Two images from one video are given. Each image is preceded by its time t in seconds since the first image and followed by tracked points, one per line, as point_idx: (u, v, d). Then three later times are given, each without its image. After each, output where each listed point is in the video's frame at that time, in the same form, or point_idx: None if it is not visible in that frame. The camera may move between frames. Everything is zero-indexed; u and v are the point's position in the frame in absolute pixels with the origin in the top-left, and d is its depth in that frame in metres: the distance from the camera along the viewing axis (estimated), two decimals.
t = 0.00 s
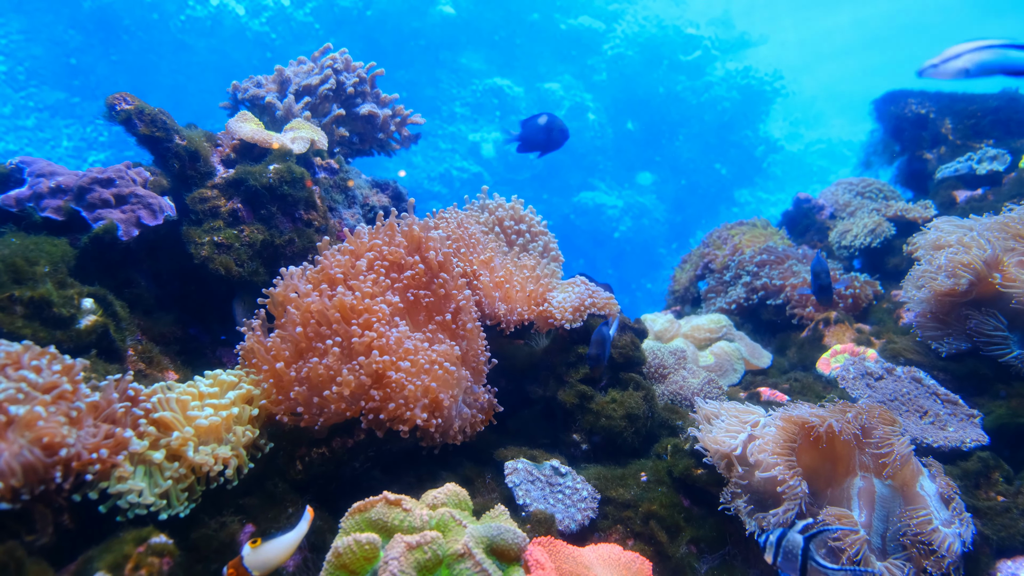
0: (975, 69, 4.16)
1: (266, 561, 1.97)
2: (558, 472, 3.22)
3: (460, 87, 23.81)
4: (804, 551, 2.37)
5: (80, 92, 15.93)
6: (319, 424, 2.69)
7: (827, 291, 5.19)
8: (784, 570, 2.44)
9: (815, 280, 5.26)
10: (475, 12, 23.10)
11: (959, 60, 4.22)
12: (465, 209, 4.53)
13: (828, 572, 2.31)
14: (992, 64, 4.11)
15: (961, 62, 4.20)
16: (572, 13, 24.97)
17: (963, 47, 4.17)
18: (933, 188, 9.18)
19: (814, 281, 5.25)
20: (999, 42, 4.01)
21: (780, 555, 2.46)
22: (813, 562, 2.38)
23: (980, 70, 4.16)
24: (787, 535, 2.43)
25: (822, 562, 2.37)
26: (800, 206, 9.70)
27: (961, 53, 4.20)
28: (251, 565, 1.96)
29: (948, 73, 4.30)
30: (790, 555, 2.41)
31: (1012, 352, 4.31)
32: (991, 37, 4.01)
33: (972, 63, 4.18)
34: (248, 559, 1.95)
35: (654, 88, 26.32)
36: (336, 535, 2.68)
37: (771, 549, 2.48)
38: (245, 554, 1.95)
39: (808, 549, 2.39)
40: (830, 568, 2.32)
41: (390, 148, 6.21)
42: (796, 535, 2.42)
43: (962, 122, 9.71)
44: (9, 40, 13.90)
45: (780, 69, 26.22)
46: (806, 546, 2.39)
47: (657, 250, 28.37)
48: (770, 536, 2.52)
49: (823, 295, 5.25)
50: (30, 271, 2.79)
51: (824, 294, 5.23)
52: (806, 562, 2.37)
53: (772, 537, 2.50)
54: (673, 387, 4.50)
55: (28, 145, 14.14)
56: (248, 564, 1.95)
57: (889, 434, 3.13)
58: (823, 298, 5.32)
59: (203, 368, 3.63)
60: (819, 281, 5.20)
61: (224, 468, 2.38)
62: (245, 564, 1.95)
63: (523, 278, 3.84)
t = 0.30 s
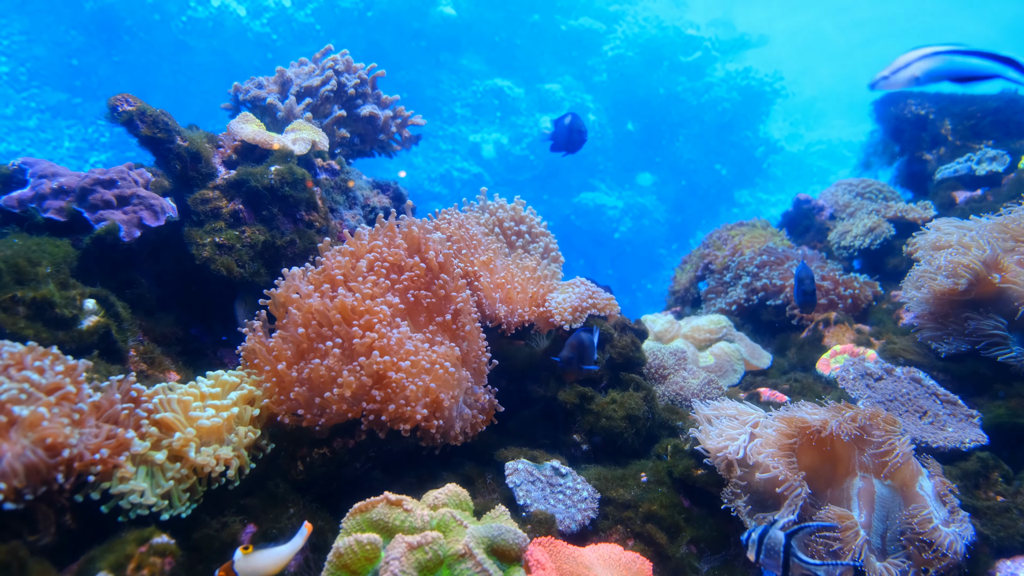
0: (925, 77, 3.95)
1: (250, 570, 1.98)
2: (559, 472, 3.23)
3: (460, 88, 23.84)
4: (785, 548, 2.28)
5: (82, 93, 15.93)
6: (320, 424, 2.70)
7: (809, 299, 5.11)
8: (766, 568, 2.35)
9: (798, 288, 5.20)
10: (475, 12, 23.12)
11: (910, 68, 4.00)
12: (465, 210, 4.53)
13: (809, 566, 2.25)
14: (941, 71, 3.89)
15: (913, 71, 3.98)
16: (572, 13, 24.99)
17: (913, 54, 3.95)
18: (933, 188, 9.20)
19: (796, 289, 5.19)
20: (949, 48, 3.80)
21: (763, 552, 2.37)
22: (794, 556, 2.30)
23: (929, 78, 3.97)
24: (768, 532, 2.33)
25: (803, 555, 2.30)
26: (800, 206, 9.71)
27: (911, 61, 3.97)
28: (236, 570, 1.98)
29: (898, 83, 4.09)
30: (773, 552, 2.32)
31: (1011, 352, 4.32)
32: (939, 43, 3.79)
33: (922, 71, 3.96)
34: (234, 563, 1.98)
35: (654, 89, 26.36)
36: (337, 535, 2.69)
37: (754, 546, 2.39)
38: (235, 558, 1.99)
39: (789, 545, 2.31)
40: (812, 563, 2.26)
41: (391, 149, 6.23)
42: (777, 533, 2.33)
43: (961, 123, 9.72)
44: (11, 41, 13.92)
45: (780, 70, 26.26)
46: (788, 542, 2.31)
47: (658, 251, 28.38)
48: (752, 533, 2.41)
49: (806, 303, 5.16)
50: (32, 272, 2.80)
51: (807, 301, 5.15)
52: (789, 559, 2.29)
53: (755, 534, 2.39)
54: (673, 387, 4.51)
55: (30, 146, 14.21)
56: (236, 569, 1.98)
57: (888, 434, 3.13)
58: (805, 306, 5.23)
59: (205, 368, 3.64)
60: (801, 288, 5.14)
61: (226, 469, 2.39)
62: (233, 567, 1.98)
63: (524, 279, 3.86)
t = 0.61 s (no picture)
0: (878, 83, 4.06)
1: (243, 567, 1.96)
2: (559, 473, 3.22)
3: (461, 89, 23.87)
4: (764, 544, 2.33)
5: (83, 95, 15.97)
6: (322, 425, 2.70)
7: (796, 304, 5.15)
8: (752, 567, 2.39)
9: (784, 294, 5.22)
10: (476, 14, 23.18)
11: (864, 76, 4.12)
12: (466, 211, 4.54)
13: (793, 565, 2.23)
14: (899, 76, 4.06)
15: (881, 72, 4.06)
16: (573, 14, 25.02)
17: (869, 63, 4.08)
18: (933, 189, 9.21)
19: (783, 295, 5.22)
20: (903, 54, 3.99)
21: (746, 552, 2.42)
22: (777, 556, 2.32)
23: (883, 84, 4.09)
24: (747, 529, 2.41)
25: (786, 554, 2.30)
26: (800, 207, 9.71)
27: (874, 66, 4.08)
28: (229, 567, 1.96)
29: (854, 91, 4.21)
30: (756, 551, 2.37)
31: (1012, 353, 4.33)
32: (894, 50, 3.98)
33: (875, 78, 4.08)
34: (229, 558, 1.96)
35: (654, 90, 26.39)
36: (338, 536, 2.69)
37: (738, 546, 2.45)
38: (231, 553, 1.97)
39: (769, 542, 2.34)
40: (794, 560, 2.24)
41: (392, 151, 6.24)
42: (756, 530, 2.39)
43: (961, 124, 9.74)
44: (12, 43, 13.96)
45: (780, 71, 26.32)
46: (768, 539, 2.34)
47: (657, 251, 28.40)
48: (737, 533, 2.48)
49: (793, 308, 5.18)
50: (35, 273, 2.81)
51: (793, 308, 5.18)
52: (771, 557, 2.31)
53: (738, 534, 2.46)
54: (673, 388, 4.52)
55: (31, 147, 14.26)
56: (232, 566, 1.96)
57: (888, 434, 3.13)
58: (792, 313, 5.25)
59: (206, 369, 3.64)
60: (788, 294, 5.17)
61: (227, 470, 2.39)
62: (229, 564, 1.97)
63: (524, 280, 3.87)
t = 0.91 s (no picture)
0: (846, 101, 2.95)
1: (246, 559, 1.96)
2: (561, 473, 3.23)
3: (462, 90, 23.89)
4: (753, 544, 2.33)
5: (85, 95, 15.99)
6: (325, 425, 2.70)
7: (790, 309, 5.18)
8: (739, 567, 2.40)
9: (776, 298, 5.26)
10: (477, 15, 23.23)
11: (829, 88, 2.99)
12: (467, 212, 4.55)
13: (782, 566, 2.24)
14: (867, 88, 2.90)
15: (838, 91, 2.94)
16: (574, 15, 24.89)
17: (830, 73, 2.97)
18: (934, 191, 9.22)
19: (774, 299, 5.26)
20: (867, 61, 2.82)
21: (735, 552, 2.41)
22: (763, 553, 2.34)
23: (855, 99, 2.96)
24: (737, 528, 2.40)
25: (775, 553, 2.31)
26: (801, 208, 9.73)
27: (830, 81, 2.97)
28: (234, 559, 1.97)
29: (817, 110, 3.06)
30: (744, 552, 2.36)
31: (1013, 354, 4.34)
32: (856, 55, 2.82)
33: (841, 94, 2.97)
34: (233, 549, 1.98)
35: (654, 91, 26.42)
36: (341, 536, 2.70)
37: (727, 546, 2.45)
38: (235, 544, 1.99)
39: (759, 542, 2.34)
40: (785, 562, 2.24)
41: (393, 151, 6.25)
42: (746, 530, 2.37)
43: (962, 126, 9.75)
44: (14, 43, 14.00)
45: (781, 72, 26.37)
46: (757, 539, 2.34)
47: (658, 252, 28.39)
48: (725, 533, 2.47)
49: (785, 312, 5.22)
50: (38, 273, 2.81)
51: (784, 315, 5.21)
52: (760, 558, 2.31)
53: (726, 534, 2.46)
54: (675, 388, 4.53)
55: (33, 147, 14.26)
56: (233, 555, 1.98)
57: (889, 435, 3.14)
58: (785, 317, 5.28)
59: (208, 370, 3.64)
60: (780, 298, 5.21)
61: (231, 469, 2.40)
62: (230, 554, 1.98)
63: (526, 280, 3.87)
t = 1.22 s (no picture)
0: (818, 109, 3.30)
1: (249, 549, 2.00)
2: (563, 472, 3.23)
3: (463, 90, 23.96)
4: (733, 540, 2.46)
5: (87, 94, 16.01)
6: (327, 424, 2.70)
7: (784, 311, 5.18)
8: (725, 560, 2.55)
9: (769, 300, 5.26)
10: (479, 14, 23.37)
11: (803, 98, 3.34)
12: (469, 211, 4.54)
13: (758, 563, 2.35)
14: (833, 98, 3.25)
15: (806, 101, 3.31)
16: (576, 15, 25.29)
17: (802, 83, 3.31)
18: (936, 191, 9.20)
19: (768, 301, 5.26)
20: (831, 72, 3.15)
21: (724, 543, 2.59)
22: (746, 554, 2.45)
23: (825, 108, 3.30)
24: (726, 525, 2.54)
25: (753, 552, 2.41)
26: (804, 208, 9.72)
27: (803, 91, 3.32)
28: (236, 546, 2.01)
29: (793, 118, 3.43)
30: (728, 545, 2.52)
31: (1015, 354, 4.34)
32: (821, 68, 3.15)
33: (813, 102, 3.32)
34: (236, 538, 2.01)
35: (655, 90, 26.46)
36: (343, 534, 2.70)
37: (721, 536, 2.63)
38: (240, 533, 2.02)
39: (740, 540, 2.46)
40: (757, 559, 2.36)
41: (395, 151, 6.24)
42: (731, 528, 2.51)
43: (964, 126, 9.75)
44: (17, 43, 14.10)
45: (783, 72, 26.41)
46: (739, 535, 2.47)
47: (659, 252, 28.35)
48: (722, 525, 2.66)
49: (778, 315, 5.24)
50: (41, 272, 2.82)
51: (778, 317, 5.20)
52: (738, 556, 2.42)
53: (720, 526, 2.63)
54: (676, 387, 4.52)
55: (36, 147, 14.12)
56: (237, 542, 2.01)
57: (891, 434, 3.14)
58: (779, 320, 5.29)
59: (210, 368, 3.64)
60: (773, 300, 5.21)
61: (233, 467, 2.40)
62: (235, 541, 2.02)
63: (527, 279, 3.87)
